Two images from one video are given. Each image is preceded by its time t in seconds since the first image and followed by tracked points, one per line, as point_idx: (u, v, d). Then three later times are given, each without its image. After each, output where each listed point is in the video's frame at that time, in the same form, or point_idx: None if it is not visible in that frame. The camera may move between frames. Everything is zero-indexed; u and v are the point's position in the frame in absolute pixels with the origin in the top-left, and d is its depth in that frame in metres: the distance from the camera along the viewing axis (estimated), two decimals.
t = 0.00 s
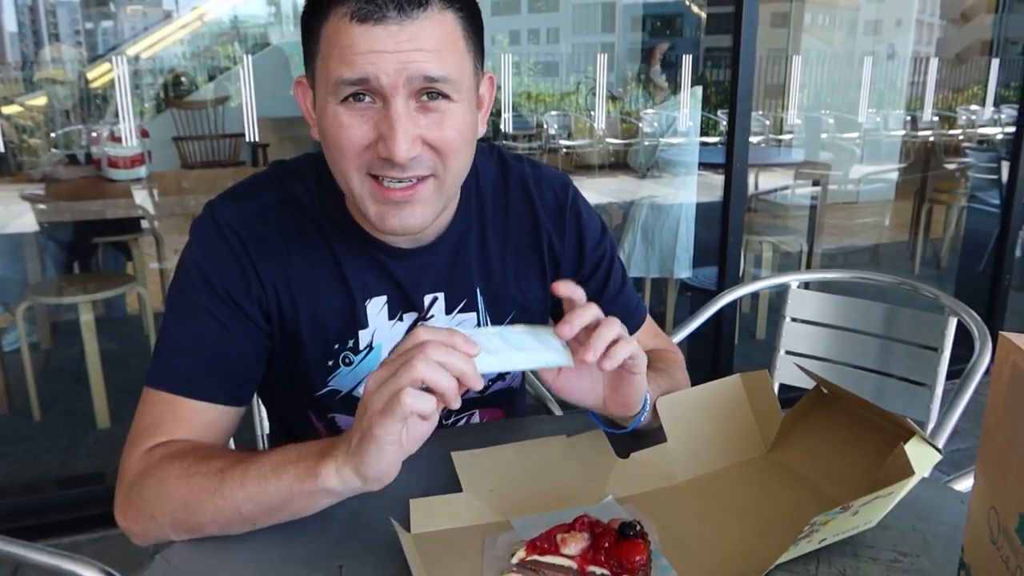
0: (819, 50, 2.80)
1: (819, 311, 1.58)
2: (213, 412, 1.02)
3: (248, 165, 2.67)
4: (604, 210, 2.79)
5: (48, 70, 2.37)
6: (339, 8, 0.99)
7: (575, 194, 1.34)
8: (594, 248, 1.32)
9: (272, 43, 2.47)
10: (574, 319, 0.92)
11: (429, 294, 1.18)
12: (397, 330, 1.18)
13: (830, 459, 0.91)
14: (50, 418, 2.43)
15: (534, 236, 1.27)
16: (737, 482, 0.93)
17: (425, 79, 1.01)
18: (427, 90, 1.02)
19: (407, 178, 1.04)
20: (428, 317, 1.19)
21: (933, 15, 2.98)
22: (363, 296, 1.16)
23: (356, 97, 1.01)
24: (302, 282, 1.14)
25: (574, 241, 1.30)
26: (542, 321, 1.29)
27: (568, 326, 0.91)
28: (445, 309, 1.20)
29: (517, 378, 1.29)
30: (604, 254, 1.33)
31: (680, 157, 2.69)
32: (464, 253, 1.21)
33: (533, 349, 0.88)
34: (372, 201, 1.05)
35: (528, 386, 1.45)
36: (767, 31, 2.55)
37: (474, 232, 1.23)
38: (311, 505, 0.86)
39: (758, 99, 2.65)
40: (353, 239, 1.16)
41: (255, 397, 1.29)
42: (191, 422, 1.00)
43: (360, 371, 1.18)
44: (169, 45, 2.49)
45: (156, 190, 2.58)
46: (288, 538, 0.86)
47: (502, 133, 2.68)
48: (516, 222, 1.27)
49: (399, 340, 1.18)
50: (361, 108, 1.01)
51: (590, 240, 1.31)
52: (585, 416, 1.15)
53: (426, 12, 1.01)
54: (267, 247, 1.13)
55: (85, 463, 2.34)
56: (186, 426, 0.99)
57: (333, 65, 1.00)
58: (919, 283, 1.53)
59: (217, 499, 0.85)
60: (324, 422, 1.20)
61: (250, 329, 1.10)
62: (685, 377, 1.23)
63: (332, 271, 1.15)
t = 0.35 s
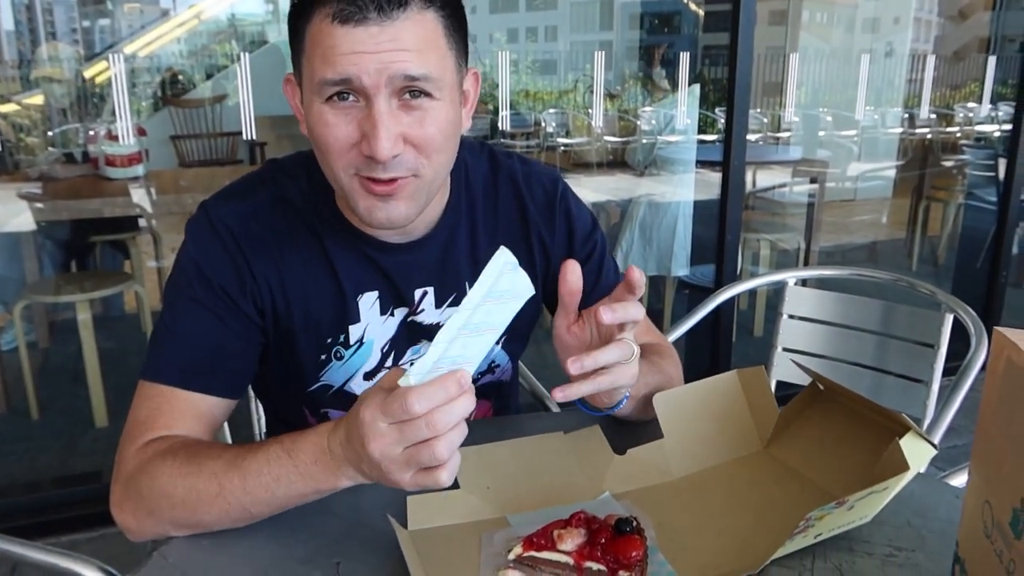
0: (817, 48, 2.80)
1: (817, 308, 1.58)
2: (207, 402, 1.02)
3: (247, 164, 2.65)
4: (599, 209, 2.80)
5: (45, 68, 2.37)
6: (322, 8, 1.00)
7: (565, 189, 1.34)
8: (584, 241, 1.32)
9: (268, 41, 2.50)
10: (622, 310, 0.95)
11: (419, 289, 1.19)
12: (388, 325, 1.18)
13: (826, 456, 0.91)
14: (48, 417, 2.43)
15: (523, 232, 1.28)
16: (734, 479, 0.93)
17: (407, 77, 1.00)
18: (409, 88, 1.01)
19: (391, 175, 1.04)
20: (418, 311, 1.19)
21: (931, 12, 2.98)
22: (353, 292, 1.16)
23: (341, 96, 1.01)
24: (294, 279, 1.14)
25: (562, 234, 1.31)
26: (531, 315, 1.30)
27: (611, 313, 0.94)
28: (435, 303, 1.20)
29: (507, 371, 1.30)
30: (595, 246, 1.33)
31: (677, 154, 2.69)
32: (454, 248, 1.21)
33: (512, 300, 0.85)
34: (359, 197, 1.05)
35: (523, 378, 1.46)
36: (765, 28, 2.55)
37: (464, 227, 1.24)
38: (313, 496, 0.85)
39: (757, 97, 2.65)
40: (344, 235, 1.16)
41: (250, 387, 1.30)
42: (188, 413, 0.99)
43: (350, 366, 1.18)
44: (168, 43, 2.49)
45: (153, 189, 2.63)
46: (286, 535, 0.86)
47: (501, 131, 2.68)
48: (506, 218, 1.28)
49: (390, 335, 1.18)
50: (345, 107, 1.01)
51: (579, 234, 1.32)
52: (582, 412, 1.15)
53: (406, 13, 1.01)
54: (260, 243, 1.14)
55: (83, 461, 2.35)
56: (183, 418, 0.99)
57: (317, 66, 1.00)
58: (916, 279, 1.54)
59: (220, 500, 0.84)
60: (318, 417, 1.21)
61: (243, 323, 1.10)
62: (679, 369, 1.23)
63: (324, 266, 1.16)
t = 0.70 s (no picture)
0: (813, 47, 2.80)
1: (811, 306, 1.59)
2: (201, 401, 1.02)
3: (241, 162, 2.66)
4: (597, 207, 2.79)
5: (41, 66, 2.33)
6: (306, 10, 0.99)
7: (556, 187, 1.34)
8: (575, 239, 1.32)
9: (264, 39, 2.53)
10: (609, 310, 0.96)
11: (410, 288, 1.19)
12: (380, 323, 1.18)
13: (817, 453, 0.91)
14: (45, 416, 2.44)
15: (514, 231, 1.28)
16: (726, 477, 0.93)
17: (393, 76, 1.01)
18: (395, 87, 1.02)
19: (379, 173, 1.05)
20: (409, 310, 1.19)
21: (927, 11, 2.99)
22: (344, 290, 1.16)
23: (327, 96, 1.02)
24: (286, 278, 1.14)
25: (553, 233, 1.31)
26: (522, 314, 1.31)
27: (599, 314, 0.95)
28: (425, 302, 1.20)
29: (498, 370, 1.30)
30: (586, 245, 1.33)
31: (672, 153, 2.70)
32: (444, 247, 1.22)
33: (514, 308, 0.84)
34: (347, 195, 1.06)
35: (517, 376, 1.46)
36: (761, 27, 2.57)
37: (455, 226, 1.24)
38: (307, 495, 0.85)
39: (752, 96, 2.64)
40: (335, 233, 1.16)
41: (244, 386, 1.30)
42: (181, 411, 1.00)
43: (339, 366, 1.18)
44: (163, 41, 2.46)
45: (149, 187, 2.62)
46: (280, 533, 0.86)
47: (498, 130, 2.68)
48: (497, 217, 1.28)
49: (381, 334, 1.19)
50: (331, 107, 1.02)
51: (570, 233, 1.32)
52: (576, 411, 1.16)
53: (391, 12, 1.00)
54: (251, 242, 1.14)
55: (79, 460, 2.34)
56: (176, 416, 0.99)
57: (304, 66, 1.00)
58: (911, 278, 1.54)
59: (214, 501, 0.84)
60: (310, 415, 1.21)
61: (236, 321, 1.10)
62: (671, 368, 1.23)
63: (315, 265, 1.16)
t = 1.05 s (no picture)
0: (811, 48, 2.80)
1: (810, 307, 1.59)
2: (197, 400, 1.02)
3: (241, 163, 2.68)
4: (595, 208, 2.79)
5: (39, 65, 2.33)
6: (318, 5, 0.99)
7: (554, 186, 1.35)
8: (572, 237, 1.32)
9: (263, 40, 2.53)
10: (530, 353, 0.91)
11: (409, 283, 1.19)
12: (378, 321, 1.18)
13: (815, 455, 0.92)
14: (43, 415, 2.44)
15: (512, 228, 1.29)
16: (725, 479, 0.93)
17: (404, 76, 1.01)
18: (406, 84, 1.02)
19: (389, 164, 1.05)
20: (407, 307, 1.19)
21: (926, 12, 3.00)
22: (343, 286, 1.16)
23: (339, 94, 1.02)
24: (286, 275, 1.14)
25: (551, 231, 1.31)
26: (520, 311, 1.31)
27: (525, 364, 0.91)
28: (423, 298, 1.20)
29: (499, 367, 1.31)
30: (583, 243, 1.34)
31: (670, 154, 2.70)
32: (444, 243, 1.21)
33: (467, 290, 0.77)
34: (356, 185, 1.07)
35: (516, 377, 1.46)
36: (761, 28, 2.57)
37: (455, 223, 1.24)
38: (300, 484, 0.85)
39: (751, 97, 2.65)
40: (335, 227, 1.16)
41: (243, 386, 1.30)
42: (177, 412, 1.00)
43: (338, 363, 1.18)
44: (163, 40, 2.46)
45: (148, 186, 2.61)
46: (279, 533, 0.86)
47: (496, 129, 2.69)
48: (495, 214, 1.29)
49: (379, 333, 1.19)
50: (342, 103, 1.02)
51: (568, 231, 1.32)
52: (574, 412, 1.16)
53: (402, 8, 1.00)
54: (250, 240, 1.13)
55: (76, 459, 2.34)
56: (172, 418, 0.99)
57: (315, 64, 1.00)
58: (908, 279, 1.54)
59: (205, 502, 0.84)
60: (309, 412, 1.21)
61: (236, 321, 1.10)
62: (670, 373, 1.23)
63: (314, 262, 1.16)
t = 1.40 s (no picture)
0: (810, 51, 2.81)
1: (810, 310, 1.59)
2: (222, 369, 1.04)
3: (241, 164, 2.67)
4: (594, 210, 2.79)
5: (38, 68, 2.33)
6: None
7: (555, 185, 1.36)
8: (572, 235, 1.33)
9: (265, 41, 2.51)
10: (492, 393, 0.93)
11: (415, 270, 1.21)
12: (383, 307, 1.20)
13: (815, 457, 0.92)
14: (42, 418, 2.44)
15: (514, 223, 1.30)
16: (725, 481, 0.93)
17: (408, 39, 1.04)
18: (410, 46, 1.05)
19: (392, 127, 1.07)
20: (413, 291, 1.21)
21: (924, 15, 3.00)
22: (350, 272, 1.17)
23: (348, 57, 1.04)
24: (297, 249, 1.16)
25: (552, 227, 1.32)
26: (521, 305, 1.32)
27: (491, 406, 0.92)
28: (430, 284, 1.22)
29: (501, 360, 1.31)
30: (584, 241, 1.35)
31: (670, 156, 2.70)
32: (450, 232, 1.24)
33: (350, 111, 0.68)
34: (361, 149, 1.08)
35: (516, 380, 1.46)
36: (759, 31, 2.57)
37: (460, 213, 1.26)
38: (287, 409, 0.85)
39: (750, 99, 2.66)
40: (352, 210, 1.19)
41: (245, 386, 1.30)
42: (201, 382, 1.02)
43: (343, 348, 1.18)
44: (161, 43, 2.45)
45: (148, 189, 2.59)
46: (279, 535, 0.86)
47: (496, 133, 2.68)
48: (499, 207, 1.30)
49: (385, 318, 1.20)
50: (350, 65, 1.05)
51: (569, 228, 1.33)
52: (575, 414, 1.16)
53: None
54: (265, 219, 1.16)
55: (75, 461, 2.34)
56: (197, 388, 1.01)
57: (327, 27, 1.04)
58: (908, 282, 1.55)
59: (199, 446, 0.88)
60: (311, 404, 1.20)
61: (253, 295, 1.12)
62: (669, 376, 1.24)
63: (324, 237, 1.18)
